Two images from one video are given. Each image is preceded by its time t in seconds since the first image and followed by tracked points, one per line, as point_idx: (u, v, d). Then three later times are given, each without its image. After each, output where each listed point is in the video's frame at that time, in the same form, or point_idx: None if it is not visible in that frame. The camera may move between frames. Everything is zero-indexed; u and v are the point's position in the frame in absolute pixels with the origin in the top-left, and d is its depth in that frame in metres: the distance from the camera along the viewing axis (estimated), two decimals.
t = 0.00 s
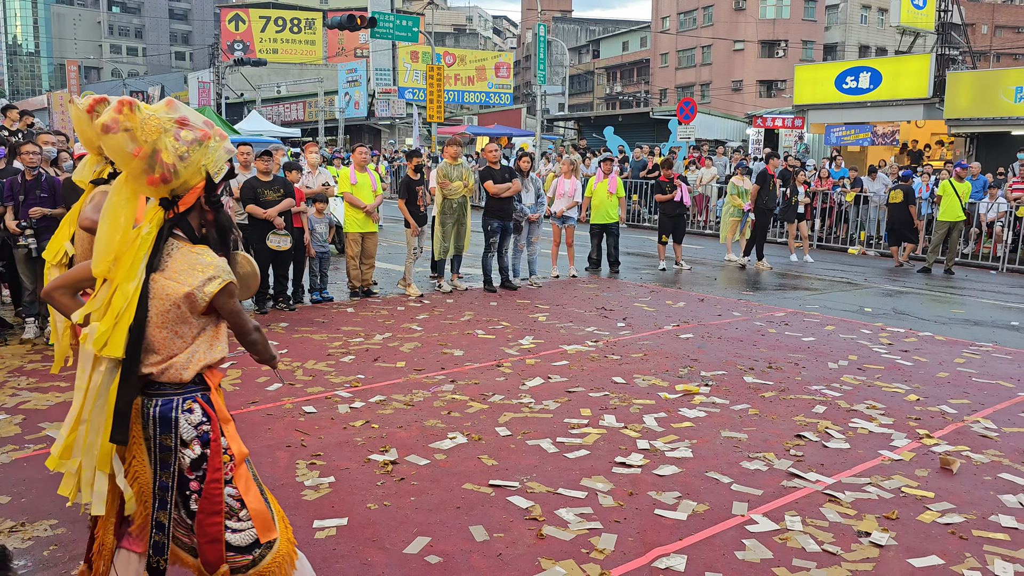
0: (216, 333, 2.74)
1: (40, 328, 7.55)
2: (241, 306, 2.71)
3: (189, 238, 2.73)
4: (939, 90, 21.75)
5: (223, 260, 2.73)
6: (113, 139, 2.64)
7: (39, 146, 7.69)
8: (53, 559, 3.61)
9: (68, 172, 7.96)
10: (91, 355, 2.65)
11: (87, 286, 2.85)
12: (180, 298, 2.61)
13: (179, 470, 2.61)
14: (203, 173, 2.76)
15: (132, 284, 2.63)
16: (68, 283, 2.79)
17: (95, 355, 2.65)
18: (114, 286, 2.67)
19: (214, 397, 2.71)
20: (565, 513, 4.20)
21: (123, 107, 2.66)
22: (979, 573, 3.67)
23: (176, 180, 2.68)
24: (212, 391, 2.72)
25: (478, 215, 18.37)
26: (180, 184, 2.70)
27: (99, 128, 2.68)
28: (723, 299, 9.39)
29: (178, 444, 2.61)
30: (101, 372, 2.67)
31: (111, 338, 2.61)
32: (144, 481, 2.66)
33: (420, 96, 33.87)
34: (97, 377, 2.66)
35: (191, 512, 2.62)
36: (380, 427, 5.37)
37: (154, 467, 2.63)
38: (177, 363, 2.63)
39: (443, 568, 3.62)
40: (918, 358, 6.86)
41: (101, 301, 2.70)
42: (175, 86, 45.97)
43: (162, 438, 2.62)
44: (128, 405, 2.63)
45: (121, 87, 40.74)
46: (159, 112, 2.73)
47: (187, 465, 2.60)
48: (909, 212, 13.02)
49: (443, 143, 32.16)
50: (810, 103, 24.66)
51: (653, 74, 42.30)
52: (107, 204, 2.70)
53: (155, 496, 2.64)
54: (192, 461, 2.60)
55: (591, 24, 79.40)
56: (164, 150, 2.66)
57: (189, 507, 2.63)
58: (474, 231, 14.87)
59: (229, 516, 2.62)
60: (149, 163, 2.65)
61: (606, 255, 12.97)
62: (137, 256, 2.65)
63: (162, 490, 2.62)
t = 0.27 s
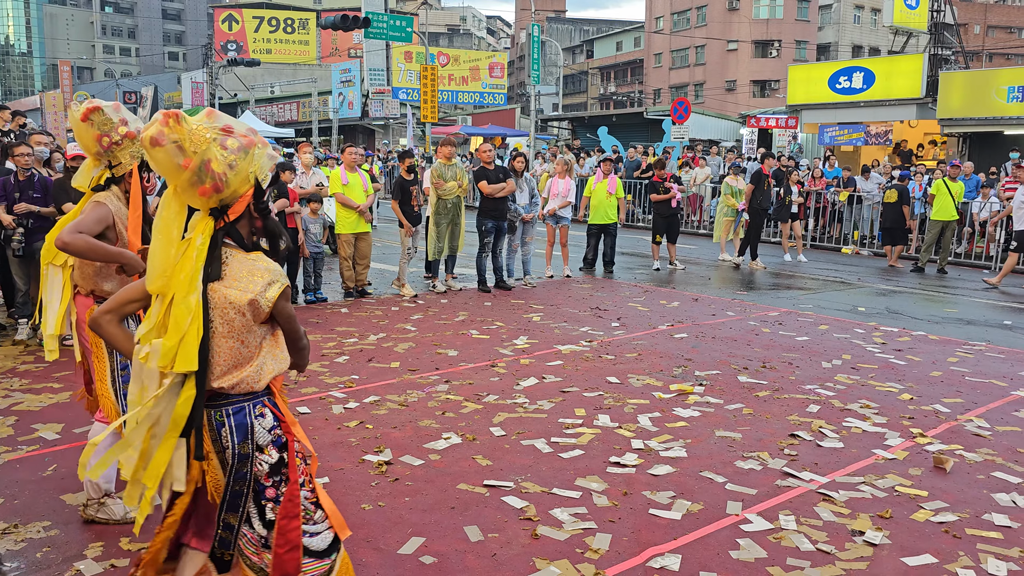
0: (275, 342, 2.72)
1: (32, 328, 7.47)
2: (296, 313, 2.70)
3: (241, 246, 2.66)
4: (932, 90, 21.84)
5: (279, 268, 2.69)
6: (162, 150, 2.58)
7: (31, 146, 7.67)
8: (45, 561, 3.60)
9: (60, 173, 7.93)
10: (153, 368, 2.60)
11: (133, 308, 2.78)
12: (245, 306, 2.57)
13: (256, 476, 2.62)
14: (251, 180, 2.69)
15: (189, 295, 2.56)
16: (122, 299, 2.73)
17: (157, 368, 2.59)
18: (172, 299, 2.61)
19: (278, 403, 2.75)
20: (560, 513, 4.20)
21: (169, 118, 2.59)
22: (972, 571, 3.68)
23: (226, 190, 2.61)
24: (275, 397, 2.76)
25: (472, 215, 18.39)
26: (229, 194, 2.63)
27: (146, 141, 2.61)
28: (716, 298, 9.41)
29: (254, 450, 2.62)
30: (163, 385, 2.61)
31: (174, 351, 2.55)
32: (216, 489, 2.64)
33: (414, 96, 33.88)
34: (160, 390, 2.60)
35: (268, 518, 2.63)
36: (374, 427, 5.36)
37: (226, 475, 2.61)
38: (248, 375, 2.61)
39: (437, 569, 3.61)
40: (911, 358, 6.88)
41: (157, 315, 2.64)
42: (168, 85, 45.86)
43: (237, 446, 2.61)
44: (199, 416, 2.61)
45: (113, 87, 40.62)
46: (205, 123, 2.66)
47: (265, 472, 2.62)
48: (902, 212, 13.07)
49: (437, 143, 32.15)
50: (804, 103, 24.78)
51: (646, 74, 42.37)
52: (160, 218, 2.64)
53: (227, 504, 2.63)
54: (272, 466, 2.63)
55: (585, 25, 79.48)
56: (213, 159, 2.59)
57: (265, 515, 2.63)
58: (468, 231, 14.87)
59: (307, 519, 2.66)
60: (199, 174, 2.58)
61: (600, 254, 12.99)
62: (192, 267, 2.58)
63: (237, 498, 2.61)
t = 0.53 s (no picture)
0: (274, 343, 2.73)
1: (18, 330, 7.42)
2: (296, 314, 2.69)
3: (246, 244, 2.69)
4: (918, 91, 21.99)
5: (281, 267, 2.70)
6: (173, 146, 2.62)
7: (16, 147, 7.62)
8: (31, 566, 3.57)
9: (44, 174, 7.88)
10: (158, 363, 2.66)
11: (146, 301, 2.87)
12: (241, 306, 2.59)
13: (250, 475, 2.65)
14: (261, 178, 2.72)
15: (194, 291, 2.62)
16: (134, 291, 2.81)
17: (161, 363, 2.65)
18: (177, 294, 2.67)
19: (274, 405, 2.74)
20: (549, 514, 4.20)
21: (180, 113, 2.63)
22: (959, 570, 3.70)
23: (234, 188, 2.65)
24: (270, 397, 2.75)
25: (461, 216, 18.37)
26: (238, 191, 2.67)
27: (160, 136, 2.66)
28: (705, 299, 9.44)
29: (249, 449, 2.65)
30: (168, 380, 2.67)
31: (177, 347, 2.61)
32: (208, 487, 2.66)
33: (402, 97, 33.84)
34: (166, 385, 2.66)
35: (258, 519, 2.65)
36: (363, 430, 5.35)
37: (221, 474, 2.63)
38: (240, 374, 2.64)
39: (426, 571, 3.61)
40: (898, 357, 6.91)
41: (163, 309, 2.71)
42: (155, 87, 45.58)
43: (234, 445, 2.64)
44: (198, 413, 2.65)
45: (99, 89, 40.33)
46: (219, 118, 2.68)
47: (260, 473, 2.66)
48: (891, 214, 13.16)
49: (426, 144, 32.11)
50: (791, 104, 24.85)
51: (635, 75, 42.48)
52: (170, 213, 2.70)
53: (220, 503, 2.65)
54: (267, 467, 2.66)
55: (573, 26, 79.59)
56: (223, 156, 2.62)
57: (257, 515, 2.66)
58: (456, 233, 14.85)
59: (304, 516, 2.71)
60: (207, 170, 2.62)
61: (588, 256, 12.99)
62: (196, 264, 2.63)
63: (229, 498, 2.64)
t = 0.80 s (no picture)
0: (299, 336, 2.74)
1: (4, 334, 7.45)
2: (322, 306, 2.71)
3: (270, 236, 2.70)
4: (903, 94, 22.18)
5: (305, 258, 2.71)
6: (197, 136, 2.60)
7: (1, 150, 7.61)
8: (16, 571, 3.54)
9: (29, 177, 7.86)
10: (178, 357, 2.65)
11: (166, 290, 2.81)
12: (267, 298, 2.60)
13: (266, 470, 2.65)
14: (285, 168, 2.72)
15: (219, 284, 2.62)
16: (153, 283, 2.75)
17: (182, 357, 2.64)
18: (199, 286, 2.66)
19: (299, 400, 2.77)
20: (537, 517, 4.20)
21: (204, 102, 2.61)
22: (945, 570, 3.72)
23: (259, 177, 2.64)
24: (296, 391, 2.78)
25: (448, 219, 18.37)
26: (262, 181, 2.67)
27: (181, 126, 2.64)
28: (692, 301, 9.47)
29: (269, 443, 2.65)
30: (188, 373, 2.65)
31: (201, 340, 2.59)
32: (221, 482, 2.66)
33: (390, 100, 33.79)
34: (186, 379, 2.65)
35: (271, 516, 2.65)
36: (351, 433, 5.34)
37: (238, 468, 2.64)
38: (269, 367, 2.65)
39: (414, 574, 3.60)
40: (885, 359, 6.95)
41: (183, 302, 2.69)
42: (140, 89, 45.27)
43: (252, 441, 2.65)
44: (218, 406, 2.65)
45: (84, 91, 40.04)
46: (242, 108, 2.68)
47: (277, 470, 2.66)
48: (876, 217, 13.30)
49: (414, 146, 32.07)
50: (778, 107, 25.06)
51: (622, 78, 42.56)
52: (192, 203, 2.68)
53: (233, 498, 2.65)
54: (284, 464, 2.67)
55: (561, 29, 79.63)
56: (248, 146, 2.61)
57: (270, 511, 2.65)
58: (443, 236, 14.84)
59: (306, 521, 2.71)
60: (232, 160, 2.61)
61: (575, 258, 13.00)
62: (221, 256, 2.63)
63: (243, 494, 2.64)
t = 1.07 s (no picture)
0: (336, 331, 2.68)
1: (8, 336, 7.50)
2: (360, 301, 2.66)
3: (306, 233, 2.65)
4: (890, 97, 22.35)
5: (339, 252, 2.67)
6: (233, 127, 2.51)
7: None
8: None
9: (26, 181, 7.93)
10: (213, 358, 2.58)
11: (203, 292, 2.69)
12: (305, 297, 2.55)
13: (297, 475, 2.59)
14: (321, 161, 2.68)
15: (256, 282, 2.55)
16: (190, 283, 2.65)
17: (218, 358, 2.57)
18: (235, 284, 2.58)
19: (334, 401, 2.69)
20: (527, 519, 4.20)
21: (242, 92, 2.53)
22: (932, 571, 3.73)
23: (296, 170, 2.59)
24: (333, 393, 2.70)
25: (437, 222, 18.39)
26: (298, 174, 2.61)
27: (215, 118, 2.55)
28: (680, 303, 9.51)
29: (299, 448, 2.58)
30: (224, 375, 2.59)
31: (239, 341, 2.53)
32: (253, 484, 2.60)
33: (379, 103, 33.80)
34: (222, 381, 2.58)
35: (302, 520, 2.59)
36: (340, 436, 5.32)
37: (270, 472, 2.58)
38: (303, 364, 2.59)
39: None
40: (872, 360, 6.99)
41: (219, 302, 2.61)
42: (128, 91, 45.16)
43: (284, 444, 2.58)
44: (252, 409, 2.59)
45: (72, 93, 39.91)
46: (277, 100, 2.61)
47: (309, 474, 2.59)
48: (858, 219, 13.20)
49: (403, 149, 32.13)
50: (766, 110, 25.19)
51: (611, 80, 42.72)
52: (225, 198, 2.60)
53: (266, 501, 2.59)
54: (315, 467, 2.60)
55: (550, 32, 79.76)
56: (287, 138, 2.55)
57: (299, 515, 2.59)
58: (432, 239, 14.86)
59: (337, 527, 2.61)
60: (271, 153, 2.54)
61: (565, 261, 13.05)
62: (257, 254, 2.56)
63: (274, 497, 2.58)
